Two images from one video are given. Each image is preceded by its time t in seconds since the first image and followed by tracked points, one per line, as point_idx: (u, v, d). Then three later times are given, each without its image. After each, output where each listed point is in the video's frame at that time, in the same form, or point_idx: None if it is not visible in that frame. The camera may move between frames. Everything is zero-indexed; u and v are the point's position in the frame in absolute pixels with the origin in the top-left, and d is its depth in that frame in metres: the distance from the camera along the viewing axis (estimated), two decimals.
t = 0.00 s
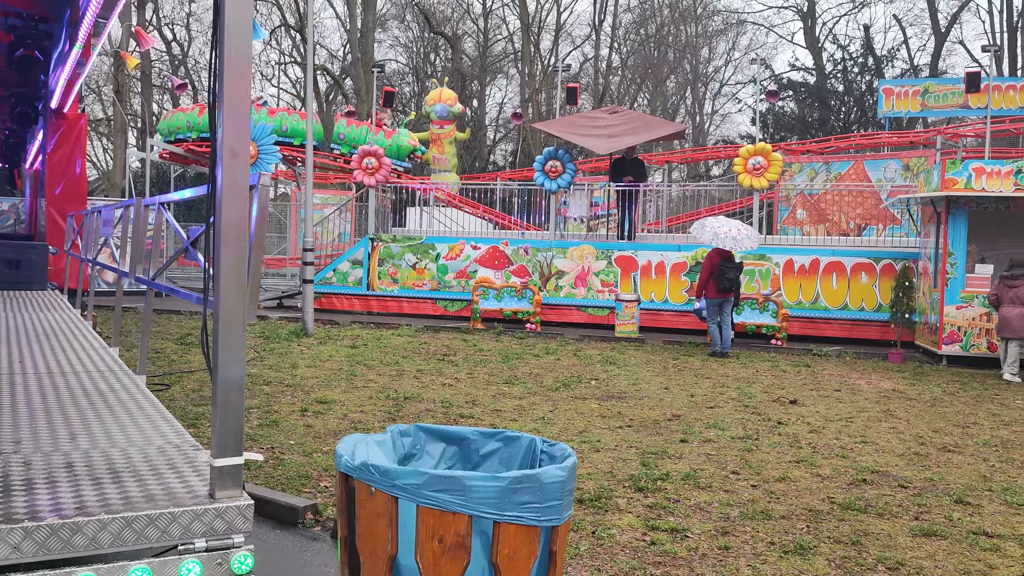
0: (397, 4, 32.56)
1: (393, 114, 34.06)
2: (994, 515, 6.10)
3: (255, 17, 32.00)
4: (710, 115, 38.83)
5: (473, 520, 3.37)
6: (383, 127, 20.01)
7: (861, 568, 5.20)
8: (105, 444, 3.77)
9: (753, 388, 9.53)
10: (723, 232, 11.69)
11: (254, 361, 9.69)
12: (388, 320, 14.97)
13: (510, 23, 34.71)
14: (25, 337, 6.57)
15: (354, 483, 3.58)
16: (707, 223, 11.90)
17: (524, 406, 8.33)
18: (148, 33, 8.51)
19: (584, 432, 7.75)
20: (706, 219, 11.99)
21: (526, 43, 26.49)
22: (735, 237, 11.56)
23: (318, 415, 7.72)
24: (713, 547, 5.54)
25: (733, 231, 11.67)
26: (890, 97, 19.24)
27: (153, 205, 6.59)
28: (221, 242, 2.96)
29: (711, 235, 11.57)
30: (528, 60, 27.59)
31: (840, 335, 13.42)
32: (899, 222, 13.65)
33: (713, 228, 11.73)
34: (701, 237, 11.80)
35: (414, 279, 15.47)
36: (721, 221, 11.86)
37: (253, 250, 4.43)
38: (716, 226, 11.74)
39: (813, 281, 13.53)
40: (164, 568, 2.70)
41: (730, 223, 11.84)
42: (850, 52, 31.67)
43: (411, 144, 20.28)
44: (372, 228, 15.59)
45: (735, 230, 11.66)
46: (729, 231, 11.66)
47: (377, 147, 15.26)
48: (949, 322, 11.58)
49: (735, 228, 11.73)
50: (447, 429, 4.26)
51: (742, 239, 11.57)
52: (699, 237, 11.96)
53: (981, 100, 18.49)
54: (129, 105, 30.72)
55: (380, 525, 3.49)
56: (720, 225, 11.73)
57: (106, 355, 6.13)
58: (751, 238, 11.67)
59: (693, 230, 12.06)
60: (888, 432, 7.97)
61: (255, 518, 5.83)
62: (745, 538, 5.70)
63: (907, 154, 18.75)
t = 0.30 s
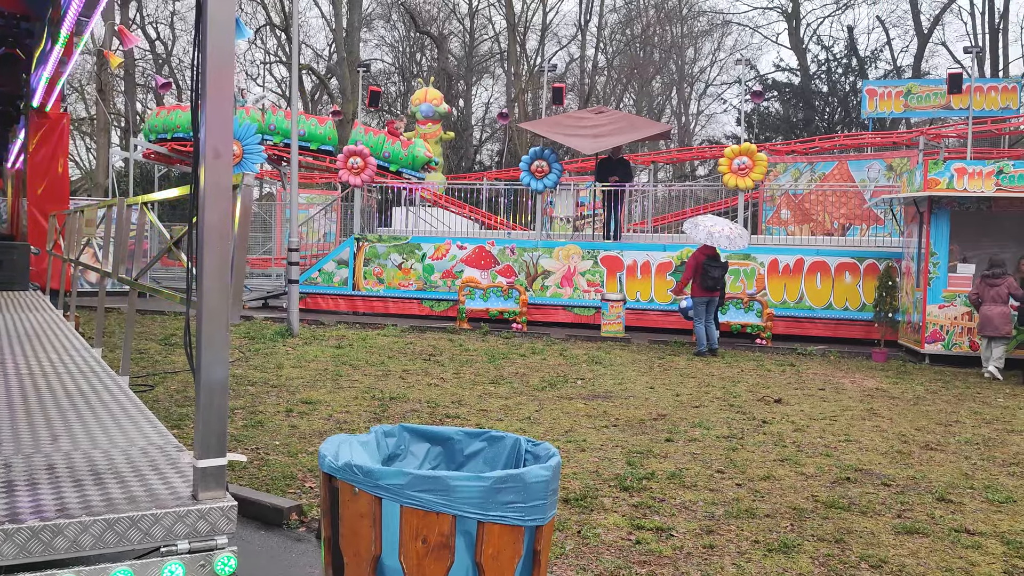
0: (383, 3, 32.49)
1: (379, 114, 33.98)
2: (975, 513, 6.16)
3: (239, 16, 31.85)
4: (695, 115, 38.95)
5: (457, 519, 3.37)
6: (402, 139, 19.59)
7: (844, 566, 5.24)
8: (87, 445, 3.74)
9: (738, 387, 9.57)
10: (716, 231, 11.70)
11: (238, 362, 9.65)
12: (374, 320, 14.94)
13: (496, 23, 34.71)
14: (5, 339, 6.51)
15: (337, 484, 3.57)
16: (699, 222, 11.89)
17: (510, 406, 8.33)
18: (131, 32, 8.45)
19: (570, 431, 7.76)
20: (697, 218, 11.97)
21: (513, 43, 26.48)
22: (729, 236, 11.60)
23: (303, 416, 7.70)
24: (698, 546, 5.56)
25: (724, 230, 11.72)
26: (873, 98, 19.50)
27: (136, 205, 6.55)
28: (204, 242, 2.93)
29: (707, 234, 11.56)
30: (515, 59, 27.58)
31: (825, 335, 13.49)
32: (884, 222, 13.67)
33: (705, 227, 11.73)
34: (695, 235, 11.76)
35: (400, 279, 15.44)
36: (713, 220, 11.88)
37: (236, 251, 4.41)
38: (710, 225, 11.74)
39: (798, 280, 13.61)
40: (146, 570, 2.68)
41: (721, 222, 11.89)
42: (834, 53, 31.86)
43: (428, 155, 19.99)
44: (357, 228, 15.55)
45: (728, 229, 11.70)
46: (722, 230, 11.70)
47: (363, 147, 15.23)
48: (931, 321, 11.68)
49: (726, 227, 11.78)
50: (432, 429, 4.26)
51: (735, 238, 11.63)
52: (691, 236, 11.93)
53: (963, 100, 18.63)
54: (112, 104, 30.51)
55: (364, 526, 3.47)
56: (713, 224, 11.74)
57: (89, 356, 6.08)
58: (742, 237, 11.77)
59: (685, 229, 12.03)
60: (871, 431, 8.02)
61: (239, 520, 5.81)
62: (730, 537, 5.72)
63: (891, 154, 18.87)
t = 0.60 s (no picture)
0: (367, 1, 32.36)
1: (363, 112, 33.85)
2: (955, 509, 6.21)
3: (222, 13, 31.62)
4: (680, 114, 39.05)
5: (439, 518, 3.36)
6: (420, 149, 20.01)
7: (826, 563, 5.27)
8: (66, 445, 3.70)
9: (721, 385, 9.61)
10: (695, 209, 11.98)
11: (221, 361, 9.58)
12: (358, 319, 14.89)
13: (480, 21, 34.66)
14: None
15: (319, 483, 3.56)
16: (675, 203, 12.09)
17: (495, 404, 8.33)
18: (111, 28, 8.37)
19: (554, 429, 7.77)
20: (671, 200, 12.16)
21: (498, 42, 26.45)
22: (709, 210, 11.92)
23: (287, 415, 7.66)
24: (681, 543, 5.57)
25: (703, 207, 11.96)
26: (855, 97, 19.49)
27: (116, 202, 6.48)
28: (186, 240, 2.91)
29: (689, 215, 11.82)
30: (499, 58, 27.55)
31: (808, 333, 13.57)
32: (866, 220, 13.74)
33: (686, 209, 11.92)
34: (676, 218, 11.98)
35: (384, 277, 15.39)
36: (686, 198, 12.13)
37: (218, 249, 4.39)
38: (687, 205, 11.97)
39: (781, 279, 13.67)
40: (126, 570, 2.65)
41: (696, 198, 12.14)
42: (817, 53, 32.06)
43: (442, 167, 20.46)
44: (341, 227, 15.49)
45: (704, 204, 11.99)
46: (699, 207, 11.99)
47: (347, 145, 15.18)
48: (912, 319, 11.79)
49: (702, 202, 12.08)
50: (414, 428, 4.24)
51: (715, 210, 12.00)
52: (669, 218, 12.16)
53: (944, 100, 18.79)
54: (93, 101, 30.21)
55: (345, 525, 3.46)
56: (689, 203, 11.99)
57: (69, 356, 6.02)
58: (719, 207, 12.14)
59: (662, 213, 12.20)
60: (853, 428, 8.07)
61: (222, 520, 5.77)
62: (713, 534, 5.74)
63: (873, 153, 18.98)
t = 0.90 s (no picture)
0: None
1: (346, 110, 33.71)
2: (934, 505, 6.26)
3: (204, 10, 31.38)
4: (663, 113, 39.14)
5: (420, 516, 3.36)
6: (437, 160, 20.32)
7: (806, 559, 5.30)
8: (44, 445, 3.67)
9: (704, 383, 9.66)
10: (679, 212, 11.98)
11: (202, 360, 9.51)
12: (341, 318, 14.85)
13: (464, 20, 34.59)
14: None
15: (299, 483, 3.54)
16: (659, 207, 12.10)
17: (478, 403, 8.31)
18: (91, 25, 8.27)
19: (537, 428, 7.77)
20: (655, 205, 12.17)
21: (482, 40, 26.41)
22: (693, 213, 11.90)
23: (269, 414, 7.62)
24: (664, 541, 5.59)
25: (686, 209, 11.97)
26: (836, 97, 19.67)
27: (94, 200, 6.41)
28: (165, 238, 2.88)
29: (672, 218, 11.82)
30: (483, 56, 27.52)
31: (790, 331, 13.66)
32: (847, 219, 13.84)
33: (669, 211, 11.93)
34: (660, 221, 11.98)
35: (367, 276, 15.35)
36: (671, 202, 12.13)
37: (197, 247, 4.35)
38: (670, 208, 11.98)
39: (763, 277, 13.74)
40: (104, 571, 2.62)
41: (680, 202, 12.16)
42: (799, 53, 32.22)
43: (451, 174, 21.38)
44: (324, 225, 15.43)
45: (688, 206, 11.99)
46: (683, 209, 11.99)
47: (330, 143, 15.09)
48: (893, 317, 11.88)
49: (686, 204, 12.08)
50: (395, 426, 4.23)
51: (699, 212, 11.98)
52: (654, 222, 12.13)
53: (924, 100, 18.95)
54: (73, 99, 29.89)
55: (326, 524, 3.44)
56: (673, 207, 11.98)
57: (47, 355, 5.95)
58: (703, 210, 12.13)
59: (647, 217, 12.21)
60: (834, 425, 8.12)
61: (202, 519, 5.74)
62: (695, 532, 5.76)
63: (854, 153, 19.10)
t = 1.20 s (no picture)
0: None
1: (326, 108, 33.58)
2: (909, 501, 6.33)
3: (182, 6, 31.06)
4: (644, 112, 39.23)
5: (397, 515, 3.35)
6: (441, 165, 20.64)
7: (783, 556, 5.34)
8: (18, 445, 3.63)
9: (684, 381, 9.70)
10: (668, 212, 11.93)
11: (180, 360, 9.44)
12: (321, 316, 14.78)
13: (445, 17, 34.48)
14: None
15: (276, 482, 3.52)
16: (652, 202, 12.11)
17: (458, 402, 8.31)
18: (67, 21, 8.16)
19: (517, 426, 7.77)
20: (650, 199, 12.19)
21: (463, 38, 26.32)
22: (680, 217, 11.79)
23: (247, 413, 7.57)
24: (643, 538, 5.61)
25: (676, 211, 11.92)
26: (815, 97, 19.77)
27: (70, 197, 6.34)
28: (139, 236, 2.85)
29: (658, 215, 11.79)
30: (464, 55, 27.49)
31: (768, 329, 13.75)
32: (825, 218, 13.96)
33: (659, 208, 11.95)
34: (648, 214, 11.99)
35: (347, 275, 15.28)
36: (667, 202, 12.12)
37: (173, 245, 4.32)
38: (662, 206, 11.98)
39: (742, 276, 13.82)
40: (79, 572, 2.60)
41: (675, 203, 12.12)
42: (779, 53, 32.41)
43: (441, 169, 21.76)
44: (304, 223, 15.36)
45: (680, 210, 11.93)
46: (674, 211, 11.94)
47: (309, 141, 14.99)
48: (870, 315, 11.97)
49: (679, 208, 12.00)
50: (373, 425, 4.22)
51: (686, 219, 11.83)
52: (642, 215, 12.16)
53: (901, 100, 19.13)
54: (49, 95, 29.54)
55: (303, 523, 3.43)
56: (666, 206, 11.95)
57: (21, 355, 5.87)
58: (693, 219, 11.93)
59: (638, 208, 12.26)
60: (812, 423, 8.18)
61: (179, 520, 5.70)
62: (674, 529, 5.79)
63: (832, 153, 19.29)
